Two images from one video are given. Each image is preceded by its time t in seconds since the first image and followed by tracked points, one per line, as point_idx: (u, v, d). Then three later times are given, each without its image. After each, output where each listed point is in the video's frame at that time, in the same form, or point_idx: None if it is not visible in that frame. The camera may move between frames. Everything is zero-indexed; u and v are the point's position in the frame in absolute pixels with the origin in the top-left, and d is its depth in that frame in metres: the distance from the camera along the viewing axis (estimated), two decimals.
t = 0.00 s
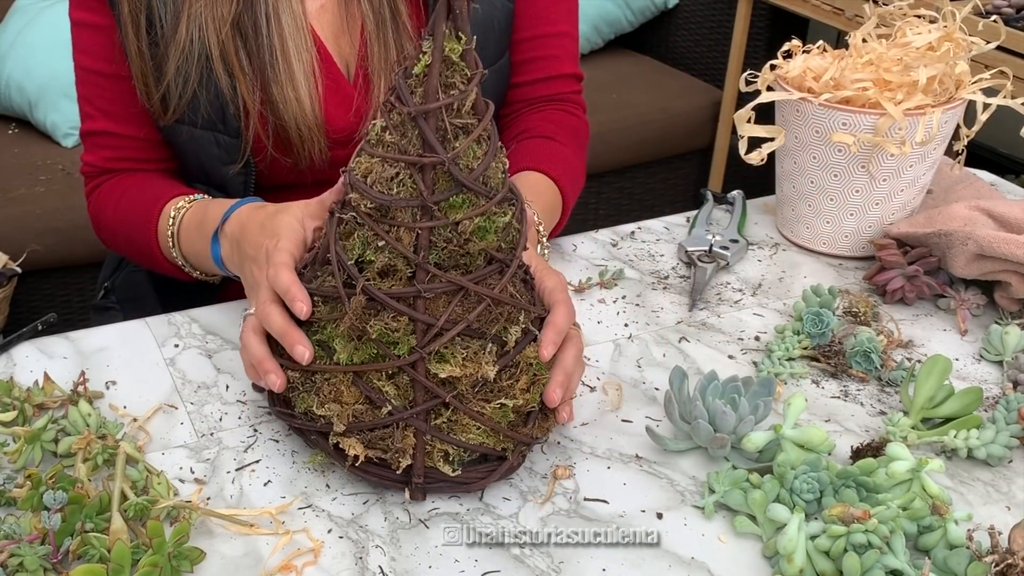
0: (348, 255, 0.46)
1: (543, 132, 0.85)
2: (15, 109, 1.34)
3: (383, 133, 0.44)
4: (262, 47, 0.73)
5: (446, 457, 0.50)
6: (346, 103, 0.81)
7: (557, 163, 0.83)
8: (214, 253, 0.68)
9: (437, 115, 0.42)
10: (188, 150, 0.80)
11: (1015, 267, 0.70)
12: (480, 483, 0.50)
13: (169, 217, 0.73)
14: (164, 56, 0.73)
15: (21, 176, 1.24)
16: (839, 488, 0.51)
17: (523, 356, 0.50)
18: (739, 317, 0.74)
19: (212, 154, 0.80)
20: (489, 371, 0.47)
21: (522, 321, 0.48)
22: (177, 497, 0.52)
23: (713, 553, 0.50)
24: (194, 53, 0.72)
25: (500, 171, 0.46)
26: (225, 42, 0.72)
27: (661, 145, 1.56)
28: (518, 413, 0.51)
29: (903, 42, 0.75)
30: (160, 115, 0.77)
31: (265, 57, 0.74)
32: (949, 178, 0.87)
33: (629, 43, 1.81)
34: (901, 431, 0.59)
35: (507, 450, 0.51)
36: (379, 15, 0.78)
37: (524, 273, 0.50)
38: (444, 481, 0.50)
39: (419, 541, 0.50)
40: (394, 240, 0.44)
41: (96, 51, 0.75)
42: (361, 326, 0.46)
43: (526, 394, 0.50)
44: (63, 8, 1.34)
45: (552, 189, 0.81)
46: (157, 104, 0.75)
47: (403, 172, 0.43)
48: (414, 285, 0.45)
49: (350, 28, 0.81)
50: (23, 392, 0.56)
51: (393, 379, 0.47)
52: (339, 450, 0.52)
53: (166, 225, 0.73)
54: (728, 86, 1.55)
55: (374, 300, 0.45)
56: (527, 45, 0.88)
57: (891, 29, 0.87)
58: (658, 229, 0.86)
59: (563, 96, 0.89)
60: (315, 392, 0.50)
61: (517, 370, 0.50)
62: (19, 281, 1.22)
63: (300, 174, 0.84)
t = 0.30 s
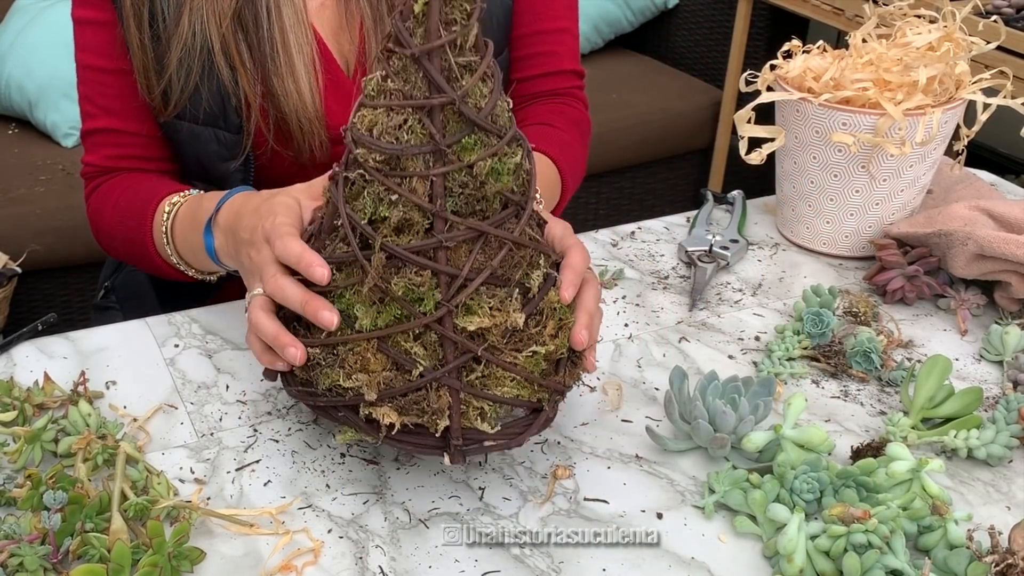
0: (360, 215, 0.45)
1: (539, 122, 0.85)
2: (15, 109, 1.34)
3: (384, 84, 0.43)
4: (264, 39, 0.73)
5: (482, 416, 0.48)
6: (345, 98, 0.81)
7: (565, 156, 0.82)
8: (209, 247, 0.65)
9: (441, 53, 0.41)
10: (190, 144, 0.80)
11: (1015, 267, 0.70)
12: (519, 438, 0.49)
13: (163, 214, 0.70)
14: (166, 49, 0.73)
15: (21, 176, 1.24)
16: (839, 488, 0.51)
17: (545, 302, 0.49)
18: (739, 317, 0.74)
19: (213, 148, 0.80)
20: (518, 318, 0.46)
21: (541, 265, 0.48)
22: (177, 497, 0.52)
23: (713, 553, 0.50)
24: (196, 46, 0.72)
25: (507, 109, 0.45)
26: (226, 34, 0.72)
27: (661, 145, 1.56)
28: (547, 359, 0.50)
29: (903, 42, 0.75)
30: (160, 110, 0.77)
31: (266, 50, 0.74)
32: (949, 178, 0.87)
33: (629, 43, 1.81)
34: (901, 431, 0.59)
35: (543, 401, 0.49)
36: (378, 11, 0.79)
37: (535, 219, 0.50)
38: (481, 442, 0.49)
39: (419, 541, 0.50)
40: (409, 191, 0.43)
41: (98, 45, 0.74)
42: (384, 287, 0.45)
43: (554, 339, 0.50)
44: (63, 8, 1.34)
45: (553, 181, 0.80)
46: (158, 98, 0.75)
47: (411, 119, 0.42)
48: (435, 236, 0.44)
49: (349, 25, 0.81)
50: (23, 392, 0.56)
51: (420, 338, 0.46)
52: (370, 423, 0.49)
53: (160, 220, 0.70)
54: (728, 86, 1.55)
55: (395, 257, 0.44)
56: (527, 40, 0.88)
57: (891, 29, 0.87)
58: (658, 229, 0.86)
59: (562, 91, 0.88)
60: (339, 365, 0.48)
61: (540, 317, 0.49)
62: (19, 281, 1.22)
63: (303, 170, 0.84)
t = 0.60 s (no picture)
0: (371, 283, 0.46)
1: (535, 132, 0.85)
2: (15, 109, 1.34)
3: (389, 155, 0.44)
4: (263, 51, 0.73)
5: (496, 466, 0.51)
6: (348, 106, 0.81)
7: (554, 171, 0.82)
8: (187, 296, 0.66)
9: (450, 129, 0.43)
10: (183, 154, 0.79)
11: (1015, 267, 0.70)
12: (530, 484, 0.52)
13: (144, 245, 0.69)
14: (161, 66, 0.73)
15: (21, 176, 1.24)
16: (839, 488, 0.51)
17: (545, 352, 0.51)
18: (739, 317, 0.74)
19: (206, 159, 0.79)
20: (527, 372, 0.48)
21: (542, 316, 0.50)
22: (177, 497, 0.52)
23: (713, 553, 0.50)
24: (193, 58, 0.72)
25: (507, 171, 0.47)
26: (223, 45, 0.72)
27: (661, 145, 1.56)
28: (552, 407, 0.52)
29: (903, 42, 0.75)
30: (154, 123, 0.76)
31: (265, 60, 0.74)
32: (949, 178, 0.87)
33: (629, 43, 1.81)
34: (901, 431, 0.59)
35: (549, 446, 0.52)
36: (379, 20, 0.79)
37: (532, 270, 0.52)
38: (494, 489, 0.51)
39: (420, 541, 0.50)
40: (421, 260, 0.44)
41: (91, 50, 0.73)
42: (400, 354, 0.46)
43: (557, 388, 0.52)
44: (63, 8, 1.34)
45: (541, 198, 0.80)
46: (153, 112, 0.75)
47: (422, 193, 0.44)
48: (448, 301, 0.45)
49: (351, 31, 0.81)
50: (23, 392, 0.56)
51: (435, 399, 0.48)
52: (388, 481, 0.51)
53: (141, 251, 0.70)
54: (728, 87, 1.55)
55: (410, 324, 0.46)
56: (526, 44, 0.88)
57: (891, 29, 0.86)
58: (658, 229, 0.86)
59: (561, 96, 0.89)
60: (355, 428, 0.50)
61: (544, 366, 0.51)
62: (19, 280, 1.22)
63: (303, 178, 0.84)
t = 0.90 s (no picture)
0: (367, 285, 0.46)
1: (536, 134, 0.85)
2: (15, 109, 1.34)
3: (382, 157, 0.44)
4: (256, 50, 0.73)
5: (496, 464, 0.51)
6: (347, 102, 0.81)
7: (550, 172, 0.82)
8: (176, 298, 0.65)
9: (441, 128, 0.44)
10: (178, 156, 0.79)
11: (1015, 267, 0.70)
12: (530, 483, 0.52)
13: (137, 245, 0.69)
14: (154, 69, 0.73)
15: (21, 176, 1.24)
16: (839, 488, 0.51)
17: (542, 351, 0.51)
18: (739, 317, 0.74)
19: (200, 160, 0.79)
20: (524, 370, 0.48)
21: (538, 315, 0.50)
22: (177, 497, 0.52)
23: (713, 553, 0.50)
24: (185, 59, 0.72)
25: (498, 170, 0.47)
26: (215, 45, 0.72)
27: (661, 145, 1.56)
28: (550, 405, 0.52)
29: (903, 42, 0.75)
30: (148, 124, 0.76)
31: (258, 59, 0.74)
32: (949, 178, 0.87)
33: (629, 43, 1.81)
34: (901, 431, 0.59)
35: (549, 443, 0.52)
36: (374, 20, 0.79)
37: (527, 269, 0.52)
38: (494, 488, 0.52)
39: (420, 541, 0.50)
40: (415, 260, 0.44)
41: (87, 48, 0.73)
42: (398, 355, 0.46)
43: (554, 386, 0.52)
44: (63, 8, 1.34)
45: (540, 201, 0.80)
46: (147, 113, 0.75)
47: (415, 193, 0.44)
48: (444, 301, 0.45)
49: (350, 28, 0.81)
50: (23, 392, 0.56)
51: (433, 399, 0.48)
52: (389, 483, 0.51)
53: (132, 253, 0.69)
54: (728, 86, 1.55)
55: (406, 324, 0.46)
56: (526, 41, 0.87)
57: (891, 29, 0.86)
58: (658, 229, 0.86)
59: (563, 94, 0.89)
60: (354, 430, 0.49)
61: (541, 365, 0.51)
62: (19, 281, 1.22)
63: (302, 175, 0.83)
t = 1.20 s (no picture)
0: (365, 280, 0.46)
1: (528, 133, 0.85)
2: (15, 109, 1.34)
3: (379, 152, 0.45)
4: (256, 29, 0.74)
5: (497, 460, 0.51)
6: (340, 86, 0.81)
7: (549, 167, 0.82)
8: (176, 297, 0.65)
9: (437, 122, 0.44)
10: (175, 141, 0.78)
11: (1015, 267, 0.70)
12: (529, 480, 0.52)
13: (138, 241, 0.69)
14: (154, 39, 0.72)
15: (21, 176, 1.24)
16: (839, 488, 0.51)
17: (541, 346, 0.51)
18: (739, 317, 0.74)
19: (197, 144, 0.78)
20: (522, 365, 0.48)
21: (536, 309, 0.50)
22: (177, 498, 0.52)
23: (713, 553, 0.50)
24: (185, 31, 0.72)
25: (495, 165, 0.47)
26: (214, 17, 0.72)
27: (661, 145, 1.56)
28: (550, 400, 0.52)
29: (903, 42, 0.75)
30: (148, 103, 0.76)
31: (255, 32, 0.74)
32: (949, 178, 0.87)
33: (629, 43, 1.81)
34: (901, 431, 0.59)
35: (549, 439, 0.52)
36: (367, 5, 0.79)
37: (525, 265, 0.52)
38: (495, 485, 0.52)
39: (420, 541, 0.50)
40: (413, 253, 0.44)
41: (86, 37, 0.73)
42: (396, 349, 0.46)
43: (554, 382, 0.52)
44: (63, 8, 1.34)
45: (535, 200, 0.80)
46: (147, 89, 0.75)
47: (412, 186, 0.44)
48: (443, 294, 0.45)
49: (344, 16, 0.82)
50: (23, 392, 0.56)
51: (433, 394, 0.48)
52: (388, 479, 0.51)
53: (132, 250, 0.69)
54: (728, 86, 1.55)
55: (405, 318, 0.46)
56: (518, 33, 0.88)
57: (891, 29, 0.86)
58: (658, 229, 0.86)
59: (557, 86, 0.89)
60: (354, 426, 0.49)
61: (540, 360, 0.51)
62: (19, 281, 1.22)
63: (300, 160, 0.83)
